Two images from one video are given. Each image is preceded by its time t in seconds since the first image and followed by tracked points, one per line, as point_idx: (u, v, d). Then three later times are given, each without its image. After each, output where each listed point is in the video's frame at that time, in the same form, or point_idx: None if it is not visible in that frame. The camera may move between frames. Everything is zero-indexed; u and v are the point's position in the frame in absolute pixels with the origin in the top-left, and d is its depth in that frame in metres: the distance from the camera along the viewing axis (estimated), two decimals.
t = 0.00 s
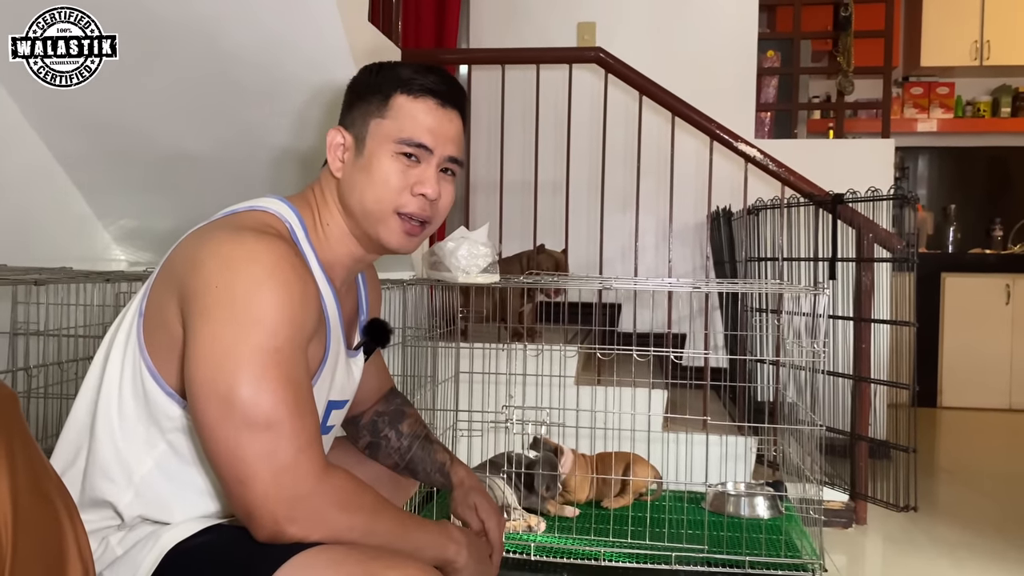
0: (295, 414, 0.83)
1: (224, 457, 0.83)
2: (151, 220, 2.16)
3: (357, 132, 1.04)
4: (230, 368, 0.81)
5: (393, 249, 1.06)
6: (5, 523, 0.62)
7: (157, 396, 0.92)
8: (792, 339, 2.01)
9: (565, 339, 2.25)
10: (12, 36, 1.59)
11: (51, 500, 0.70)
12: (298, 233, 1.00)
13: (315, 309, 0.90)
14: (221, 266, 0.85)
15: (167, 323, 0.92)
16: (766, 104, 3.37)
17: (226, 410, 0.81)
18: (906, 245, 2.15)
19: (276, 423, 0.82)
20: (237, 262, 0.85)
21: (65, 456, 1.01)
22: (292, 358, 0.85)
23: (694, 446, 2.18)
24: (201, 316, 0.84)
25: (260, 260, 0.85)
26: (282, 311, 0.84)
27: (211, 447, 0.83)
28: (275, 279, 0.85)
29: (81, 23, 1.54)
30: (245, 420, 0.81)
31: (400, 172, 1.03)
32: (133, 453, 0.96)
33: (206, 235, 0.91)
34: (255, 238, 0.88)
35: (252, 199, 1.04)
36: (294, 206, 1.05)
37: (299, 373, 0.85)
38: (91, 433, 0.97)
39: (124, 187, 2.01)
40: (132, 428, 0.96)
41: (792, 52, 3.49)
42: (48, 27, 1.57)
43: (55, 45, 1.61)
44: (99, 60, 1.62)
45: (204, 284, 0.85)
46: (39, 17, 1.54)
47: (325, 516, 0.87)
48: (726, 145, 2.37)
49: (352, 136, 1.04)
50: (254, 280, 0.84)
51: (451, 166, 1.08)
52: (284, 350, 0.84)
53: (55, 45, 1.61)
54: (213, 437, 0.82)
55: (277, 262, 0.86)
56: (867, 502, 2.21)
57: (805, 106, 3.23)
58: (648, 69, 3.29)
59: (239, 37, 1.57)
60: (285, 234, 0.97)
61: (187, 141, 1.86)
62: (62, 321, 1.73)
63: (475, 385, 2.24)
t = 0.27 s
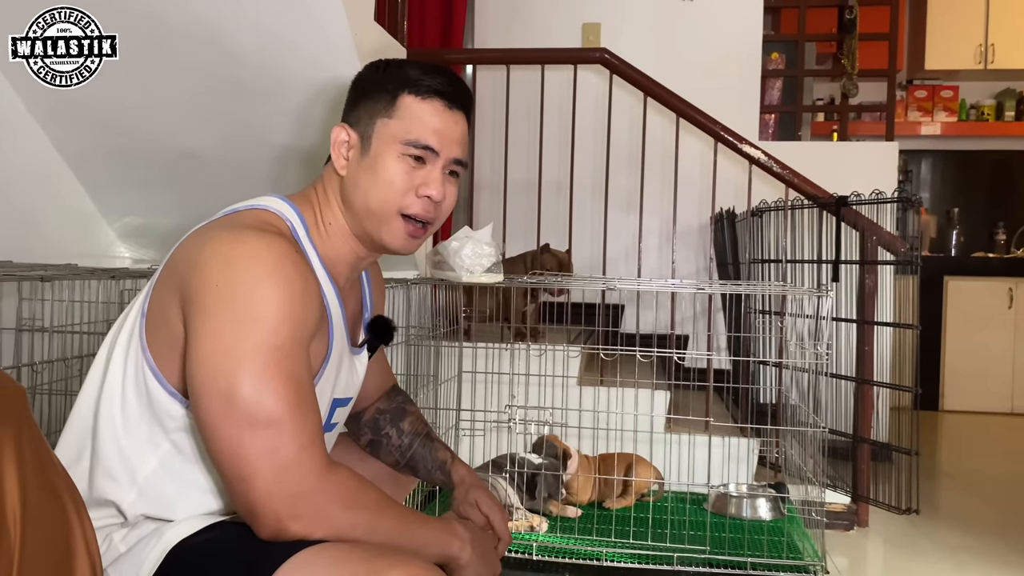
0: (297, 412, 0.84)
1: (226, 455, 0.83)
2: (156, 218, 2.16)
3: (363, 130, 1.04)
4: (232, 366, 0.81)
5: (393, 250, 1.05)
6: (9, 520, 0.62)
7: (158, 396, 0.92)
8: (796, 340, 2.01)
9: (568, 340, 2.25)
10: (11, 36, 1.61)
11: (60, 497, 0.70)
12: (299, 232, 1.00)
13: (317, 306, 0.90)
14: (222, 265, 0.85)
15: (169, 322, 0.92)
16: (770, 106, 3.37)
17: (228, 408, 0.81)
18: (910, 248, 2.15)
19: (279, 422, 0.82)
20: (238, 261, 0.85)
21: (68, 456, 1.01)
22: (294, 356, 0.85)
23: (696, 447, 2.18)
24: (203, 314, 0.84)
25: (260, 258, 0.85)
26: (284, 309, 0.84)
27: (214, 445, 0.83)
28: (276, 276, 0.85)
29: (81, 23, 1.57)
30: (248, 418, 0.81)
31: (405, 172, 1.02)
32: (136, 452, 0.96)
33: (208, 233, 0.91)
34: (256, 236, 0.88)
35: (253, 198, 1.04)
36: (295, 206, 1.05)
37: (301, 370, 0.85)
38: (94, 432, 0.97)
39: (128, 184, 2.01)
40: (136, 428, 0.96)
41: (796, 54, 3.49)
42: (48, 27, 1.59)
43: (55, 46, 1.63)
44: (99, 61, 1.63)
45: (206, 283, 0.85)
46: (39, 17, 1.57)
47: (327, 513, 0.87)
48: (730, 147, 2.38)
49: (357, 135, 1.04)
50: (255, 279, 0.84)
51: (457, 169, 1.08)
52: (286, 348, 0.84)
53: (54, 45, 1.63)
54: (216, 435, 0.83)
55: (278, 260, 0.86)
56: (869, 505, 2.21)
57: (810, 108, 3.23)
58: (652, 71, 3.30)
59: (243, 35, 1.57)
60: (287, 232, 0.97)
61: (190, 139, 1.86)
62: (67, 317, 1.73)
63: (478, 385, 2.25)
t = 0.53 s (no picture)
0: (300, 410, 0.83)
1: (229, 453, 0.83)
2: (160, 216, 2.16)
3: (370, 129, 1.04)
4: (234, 364, 0.81)
5: (399, 248, 1.06)
6: (17, 513, 0.62)
7: (162, 394, 0.92)
8: (800, 341, 2.00)
9: (571, 340, 2.25)
10: (11, 36, 1.62)
11: (65, 493, 0.70)
12: (303, 228, 1.00)
13: (320, 305, 0.90)
14: (225, 262, 0.85)
15: (171, 319, 0.92)
16: (775, 108, 3.37)
17: (230, 406, 0.81)
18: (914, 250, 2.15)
19: (281, 420, 0.82)
20: (243, 258, 0.85)
21: (71, 454, 1.01)
22: (297, 354, 0.85)
23: (699, 448, 2.18)
24: (206, 312, 0.84)
25: (264, 256, 0.85)
26: (287, 307, 0.84)
27: (217, 443, 0.83)
28: (280, 274, 0.85)
29: (81, 23, 1.57)
30: (250, 416, 0.81)
31: (413, 171, 1.03)
32: (139, 451, 0.96)
33: (211, 231, 0.91)
34: (260, 233, 0.88)
35: (256, 195, 1.03)
36: (299, 203, 1.05)
37: (304, 369, 0.85)
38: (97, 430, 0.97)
39: (132, 182, 2.02)
40: (139, 426, 0.96)
41: (801, 56, 3.49)
42: (48, 27, 1.60)
43: (55, 46, 1.64)
44: (99, 60, 1.64)
45: (208, 280, 0.85)
46: (39, 17, 1.57)
47: (329, 511, 0.87)
48: (735, 148, 2.37)
49: (364, 133, 1.04)
50: (259, 276, 0.84)
51: (463, 167, 1.09)
52: (289, 345, 0.84)
53: (54, 45, 1.64)
54: (218, 433, 0.82)
55: (282, 258, 0.86)
56: (872, 507, 2.20)
57: (814, 110, 3.23)
58: (655, 71, 3.30)
59: (247, 33, 1.57)
60: (291, 230, 0.97)
61: (194, 137, 1.86)
62: (71, 313, 1.74)
63: (481, 385, 2.25)
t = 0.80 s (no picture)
0: (297, 404, 0.83)
1: (227, 447, 0.82)
2: (163, 214, 2.16)
3: (368, 101, 1.04)
4: (232, 355, 0.81)
5: (403, 222, 1.05)
6: (18, 509, 0.62)
7: (170, 382, 0.92)
8: (803, 343, 2.00)
9: (574, 340, 2.25)
10: (12, 36, 1.63)
11: (65, 490, 0.70)
12: (305, 213, 0.99)
13: (320, 299, 0.89)
14: (228, 252, 0.85)
15: (170, 309, 0.91)
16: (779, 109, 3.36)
17: (227, 398, 0.81)
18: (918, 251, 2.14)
19: (277, 415, 0.82)
20: (244, 249, 0.84)
21: (78, 447, 1.01)
22: (296, 348, 0.84)
23: (701, 449, 2.18)
24: (205, 303, 0.83)
25: (266, 248, 0.85)
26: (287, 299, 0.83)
27: (212, 433, 0.83)
28: (281, 267, 0.85)
29: (81, 23, 1.57)
30: (247, 409, 0.81)
31: (412, 140, 1.02)
32: (145, 441, 0.96)
33: (212, 222, 0.91)
34: (262, 225, 0.88)
35: (258, 182, 1.03)
36: (301, 186, 1.04)
37: (303, 362, 0.85)
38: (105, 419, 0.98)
39: (136, 179, 2.02)
40: (146, 417, 0.96)
41: (806, 56, 3.48)
42: (48, 27, 1.60)
43: (55, 46, 1.64)
44: (98, 61, 1.65)
45: (210, 270, 0.85)
46: (39, 17, 1.57)
47: (326, 509, 0.87)
48: (739, 148, 2.37)
49: (363, 105, 1.04)
50: (260, 268, 0.83)
51: (462, 137, 1.09)
52: (289, 339, 0.83)
53: (54, 46, 1.65)
54: (215, 425, 0.82)
55: (284, 250, 0.86)
56: (874, 509, 2.20)
57: (819, 111, 3.23)
58: (660, 71, 3.29)
59: (251, 33, 1.57)
60: (294, 220, 0.96)
61: (196, 135, 1.86)
62: (74, 311, 1.74)
63: (483, 384, 2.25)
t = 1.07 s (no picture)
0: (294, 411, 0.82)
1: (223, 451, 0.82)
2: (166, 214, 2.17)
3: (351, 86, 1.05)
4: (227, 361, 0.80)
5: (392, 205, 1.04)
6: (11, 510, 0.62)
7: (167, 384, 0.93)
8: (803, 345, 2.00)
9: (574, 341, 2.25)
10: (11, 36, 1.65)
11: (61, 491, 0.70)
12: (302, 211, 0.99)
13: (317, 304, 0.89)
14: (222, 258, 0.85)
15: (166, 310, 0.91)
16: (782, 110, 3.36)
17: (222, 404, 0.80)
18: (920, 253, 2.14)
19: (273, 422, 0.81)
20: (240, 255, 0.84)
21: (78, 449, 1.01)
22: (293, 353, 0.83)
23: (701, 451, 2.18)
24: (201, 307, 0.83)
25: (263, 254, 0.85)
26: (283, 305, 0.83)
27: (211, 439, 0.83)
28: (277, 272, 0.84)
29: (81, 23, 1.59)
30: (241, 415, 0.80)
31: (393, 116, 1.02)
32: (146, 441, 0.97)
33: (209, 225, 0.91)
34: (259, 230, 0.87)
35: (255, 179, 1.03)
36: (297, 181, 1.05)
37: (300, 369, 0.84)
38: (105, 419, 0.98)
39: (139, 179, 2.02)
40: (147, 417, 0.96)
41: (808, 58, 3.48)
42: (48, 27, 1.62)
43: (55, 46, 1.66)
44: (99, 61, 1.66)
45: (205, 276, 0.85)
46: (39, 17, 1.60)
47: (334, 523, 0.85)
48: (740, 150, 2.37)
49: (345, 90, 1.05)
50: (256, 274, 0.83)
51: (446, 110, 1.08)
52: (284, 345, 0.83)
53: (55, 45, 1.66)
54: (211, 431, 0.82)
55: (280, 256, 0.85)
56: (875, 512, 2.20)
57: (821, 112, 3.23)
58: (662, 72, 3.29)
59: (251, 32, 1.57)
60: (289, 218, 0.96)
61: (197, 134, 1.86)
62: (74, 310, 1.74)
63: (483, 385, 2.26)
